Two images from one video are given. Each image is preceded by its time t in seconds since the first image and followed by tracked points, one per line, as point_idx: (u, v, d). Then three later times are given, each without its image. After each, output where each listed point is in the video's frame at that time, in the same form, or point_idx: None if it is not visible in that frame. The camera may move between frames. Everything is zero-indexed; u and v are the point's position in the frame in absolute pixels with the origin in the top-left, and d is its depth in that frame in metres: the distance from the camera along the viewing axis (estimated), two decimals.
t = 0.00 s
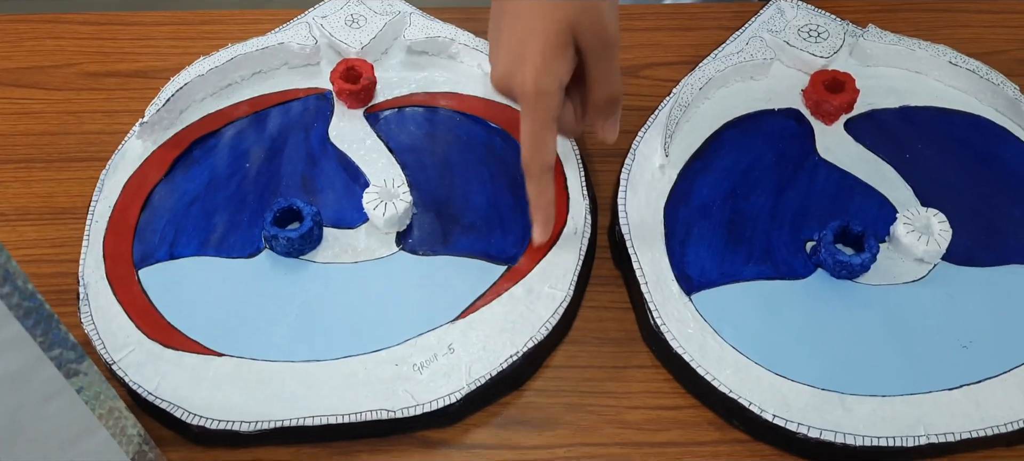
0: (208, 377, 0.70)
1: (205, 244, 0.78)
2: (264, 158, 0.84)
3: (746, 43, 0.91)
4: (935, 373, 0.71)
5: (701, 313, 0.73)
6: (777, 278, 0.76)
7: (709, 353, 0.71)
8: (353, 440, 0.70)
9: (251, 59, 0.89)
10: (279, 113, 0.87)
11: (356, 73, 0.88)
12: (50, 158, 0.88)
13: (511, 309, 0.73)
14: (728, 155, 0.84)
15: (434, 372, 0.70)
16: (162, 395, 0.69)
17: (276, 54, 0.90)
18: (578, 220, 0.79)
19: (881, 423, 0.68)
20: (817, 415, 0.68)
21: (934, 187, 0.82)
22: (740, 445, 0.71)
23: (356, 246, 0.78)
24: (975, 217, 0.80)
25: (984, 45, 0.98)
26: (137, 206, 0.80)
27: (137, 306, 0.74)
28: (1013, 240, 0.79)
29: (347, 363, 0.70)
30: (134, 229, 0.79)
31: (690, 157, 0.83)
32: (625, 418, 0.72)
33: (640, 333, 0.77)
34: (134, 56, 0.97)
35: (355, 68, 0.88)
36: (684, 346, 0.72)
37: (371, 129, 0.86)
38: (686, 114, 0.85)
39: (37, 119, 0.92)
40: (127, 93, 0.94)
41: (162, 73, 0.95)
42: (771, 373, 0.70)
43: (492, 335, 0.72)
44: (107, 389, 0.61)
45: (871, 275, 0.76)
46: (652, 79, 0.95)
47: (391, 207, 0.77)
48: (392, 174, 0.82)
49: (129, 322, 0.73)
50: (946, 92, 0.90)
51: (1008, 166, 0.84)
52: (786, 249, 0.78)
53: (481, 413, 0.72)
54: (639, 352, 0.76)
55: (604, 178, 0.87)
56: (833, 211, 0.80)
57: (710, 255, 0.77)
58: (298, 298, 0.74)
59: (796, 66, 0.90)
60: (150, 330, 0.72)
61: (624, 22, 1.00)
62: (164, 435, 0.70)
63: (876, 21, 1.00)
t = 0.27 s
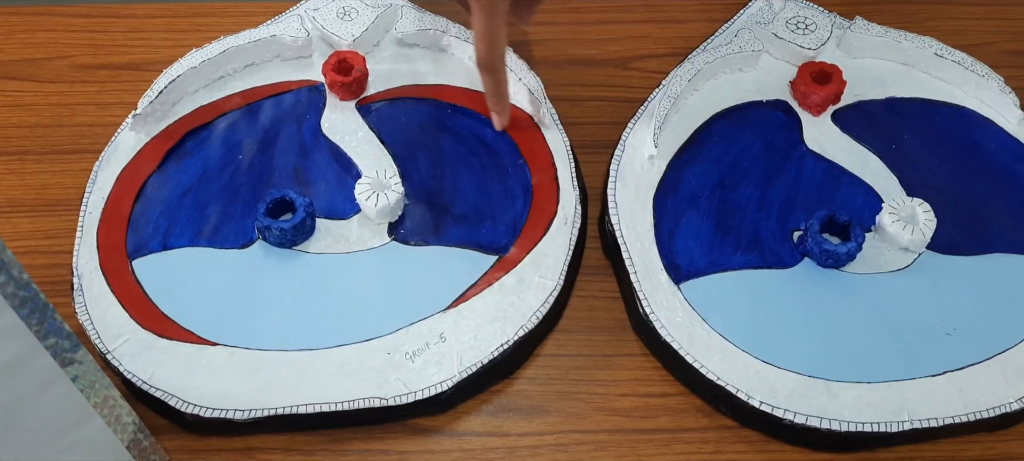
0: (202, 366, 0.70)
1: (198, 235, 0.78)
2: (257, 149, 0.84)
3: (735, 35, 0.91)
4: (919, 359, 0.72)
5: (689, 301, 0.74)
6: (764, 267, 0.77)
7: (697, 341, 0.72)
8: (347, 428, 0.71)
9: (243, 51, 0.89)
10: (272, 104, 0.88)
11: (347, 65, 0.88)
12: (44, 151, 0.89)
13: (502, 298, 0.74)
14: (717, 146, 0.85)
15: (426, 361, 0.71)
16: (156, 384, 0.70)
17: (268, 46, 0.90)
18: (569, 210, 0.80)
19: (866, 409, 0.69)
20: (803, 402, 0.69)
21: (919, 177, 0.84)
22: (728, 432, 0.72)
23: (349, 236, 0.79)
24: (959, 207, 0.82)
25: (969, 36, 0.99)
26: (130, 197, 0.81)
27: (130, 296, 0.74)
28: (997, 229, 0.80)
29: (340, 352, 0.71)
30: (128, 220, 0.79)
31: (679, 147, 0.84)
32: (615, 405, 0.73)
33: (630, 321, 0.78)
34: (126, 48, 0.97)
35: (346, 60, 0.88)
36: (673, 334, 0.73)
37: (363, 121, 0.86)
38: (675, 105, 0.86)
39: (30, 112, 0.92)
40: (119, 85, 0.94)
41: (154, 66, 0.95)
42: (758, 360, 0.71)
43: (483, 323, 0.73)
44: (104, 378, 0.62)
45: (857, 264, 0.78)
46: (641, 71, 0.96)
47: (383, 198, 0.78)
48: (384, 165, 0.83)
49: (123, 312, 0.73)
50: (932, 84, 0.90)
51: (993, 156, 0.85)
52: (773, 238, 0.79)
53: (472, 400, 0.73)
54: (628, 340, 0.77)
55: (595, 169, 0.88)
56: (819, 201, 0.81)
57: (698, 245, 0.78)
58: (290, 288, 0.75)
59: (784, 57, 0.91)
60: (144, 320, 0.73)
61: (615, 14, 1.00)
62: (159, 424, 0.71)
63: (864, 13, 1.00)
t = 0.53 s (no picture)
0: (197, 361, 0.71)
1: (193, 231, 0.79)
2: (250, 145, 0.85)
3: (725, 32, 0.92)
4: (907, 352, 0.73)
5: (680, 296, 0.75)
6: (754, 261, 0.77)
7: (687, 334, 0.73)
8: (341, 422, 0.72)
9: (237, 47, 0.90)
10: (265, 101, 0.88)
11: (340, 61, 0.88)
12: (39, 147, 0.89)
13: (494, 293, 0.75)
14: (708, 141, 0.85)
15: (419, 355, 0.72)
16: (151, 378, 0.70)
17: (261, 43, 0.90)
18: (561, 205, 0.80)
19: (854, 402, 0.70)
20: (792, 394, 0.70)
21: (908, 172, 0.84)
22: (718, 425, 0.73)
23: (342, 231, 0.79)
24: (948, 202, 0.82)
25: (959, 33, 1.00)
26: (125, 193, 0.81)
27: (125, 292, 0.75)
28: (984, 223, 0.81)
29: (334, 347, 0.72)
30: (122, 216, 0.80)
31: (670, 143, 0.84)
32: (606, 399, 0.74)
33: (621, 316, 0.78)
34: (120, 45, 0.97)
35: (339, 57, 0.89)
36: (664, 327, 0.73)
37: (356, 117, 0.87)
38: (666, 101, 0.86)
39: (25, 108, 0.92)
40: (113, 82, 0.94)
41: (149, 63, 0.96)
42: (748, 354, 0.72)
43: (475, 318, 0.74)
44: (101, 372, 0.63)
45: (846, 258, 0.78)
46: (633, 67, 0.96)
47: (377, 194, 0.78)
48: (377, 161, 0.84)
49: (118, 307, 0.74)
50: (921, 80, 0.91)
51: (981, 152, 0.86)
52: (763, 233, 0.79)
53: (465, 394, 0.74)
54: (620, 334, 0.78)
55: (586, 165, 0.88)
56: (809, 196, 0.82)
57: (689, 239, 0.79)
58: (285, 283, 0.76)
59: (775, 53, 0.92)
60: (139, 316, 0.73)
61: (607, 10, 1.01)
62: (154, 418, 0.72)
63: (854, 10, 1.01)
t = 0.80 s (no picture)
0: (191, 358, 0.71)
1: (187, 228, 0.79)
2: (245, 142, 0.85)
3: (721, 28, 0.92)
4: (900, 348, 0.73)
5: (674, 292, 0.75)
6: (748, 257, 0.78)
7: (681, 330, 0.73)
8: (336, 418, 0.72)
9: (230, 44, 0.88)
10: (260, 98, 0.88)
11: (335, 58, 0.88)
12: (34, 144, 0.89)
13: (489, 289, 0.75)
14: (702, 138, 0.85)
15: (414, 352, 0.72)
16: (146, 375, 0.70)
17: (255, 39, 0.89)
18: (556, 201, 0.80)
19: (847, 397, 0.70)
20: (785, 390, 0.70)
21: (902, 168, 0.85)
22: (712, 420, 0.73)
23: (337, 228, 0.79)
24: (941, 198, 0.83)
25: (953, 29, 1.00)
26: (119, 190, 0.81)
27: (120, 289, 0.75)
28: (978, 219, 0.81)
29: (328, 343, 0.72)
30: (117, 213, 0.80)
31: (665, 139, 0.85)
32: (600, 394, 0.74)
33: (616, 312, 0.78)
34: (115, 42, 0.97)
35: (334, 53, 0.89)
36: (658, 323, 0.73)
37: (351, 114, 0.87)
38: (661, 98, 0.86)
39: (20, 105, 0.92)
40: (108, 79, 0.94)
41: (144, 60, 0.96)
42: (742, 349, 0.72)
43: (470, 314, 0.74)
44: (96, 368, 0.63)
45: (839, 254, 0.79)
46: (628, 64, 0.96)
47: (371, 191, 0.78)
48: (372, 158, 0.84)
49: (113, 304, 0.74)
50: (915, 76, 0.91)
51: (975, 148, 0.86)
52: (757, 229, 0.80)
53: (460, 390, 0.74)
54: (614, 330, 0.78)
55: (581, 162, 0.88)
56: (803, 192, 0.82)
57: (683, 236, 0.79)
58: (279, 280, 0.76)
59: (768, 50, 0.92)
60: (133, 312, 0.73)
61: (602, 6, 1.01)
62: (149, 415, 0.72)
63: (849, 6, 1.01)
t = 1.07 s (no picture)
0: (189, 358, 0.71)
1: (185, 227, 0.79)
2: (242, 142, 0.85)
3: (718, 27, 0.92)
4: (897, 347, 0.73)
5: (671, 291, 0.75)
6: (745, 256, 0.78)
7: (679, 329, 0.73)
8: (333, 418, 0.72)
9: (228, 44, 0.88)
10: (257, 97, 0.88)
11: (332, 58, 0.88)
12: (31, 144, 0.89)
13: (486, 288, 0.75)
14: (699, 137, 0.85)
15: (411, 351, 0.72)
16: (143, 375, 0.70)
17: (252, 39, 0.89)
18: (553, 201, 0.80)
19: (844, 396, 0.70)
20: (782, 389, 0.70)
21: (899, 167, 0.85)
22: (709, 419, 0.73)
23: (335, 228, 0.79)
24: (938, 197, 0.83)
25: (951, 27, 1.00)
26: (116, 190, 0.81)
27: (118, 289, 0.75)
28: (975, 218, 0.81)
29: (326, 343, 0.72)
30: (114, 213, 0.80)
31: (662, 138, 0.85)
32: (598, 394, 0.74)
33: (613, 311, 0.79)
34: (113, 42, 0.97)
35: (331, 53, 0.89)
36: (655, 323, 0.73)
37: (349, 114, 0.87)
38: (658, 97, 0.86)
39: (17, 105, 0.92)
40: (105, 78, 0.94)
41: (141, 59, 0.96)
42: (739, 349, 0.72)
43: (467, 314, 0.74)
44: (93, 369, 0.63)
45: (836, 253, 0.79)
46: (625, 63, 0.96)
47: (369, 190, 0.79)
48: (369, 157, 0.84)
49: (110, 304, 0.74)
50: (912, 75, 0.91)
51: (972, 147, 0.86)
52: (754, 228, 0.80)
53: (457, 390, 0.74)
54: (611, 330, 0.78)
55: (579, 161, 0.88)
56: (800, 191, 0.82)
57: (680, 235, 0.79)
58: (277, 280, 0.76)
59: (765, 49, 0.92)
60: (130, 312, 0.73)
61: (599, 6, 1.01)
62: (147, 415, 0.72)
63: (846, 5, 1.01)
